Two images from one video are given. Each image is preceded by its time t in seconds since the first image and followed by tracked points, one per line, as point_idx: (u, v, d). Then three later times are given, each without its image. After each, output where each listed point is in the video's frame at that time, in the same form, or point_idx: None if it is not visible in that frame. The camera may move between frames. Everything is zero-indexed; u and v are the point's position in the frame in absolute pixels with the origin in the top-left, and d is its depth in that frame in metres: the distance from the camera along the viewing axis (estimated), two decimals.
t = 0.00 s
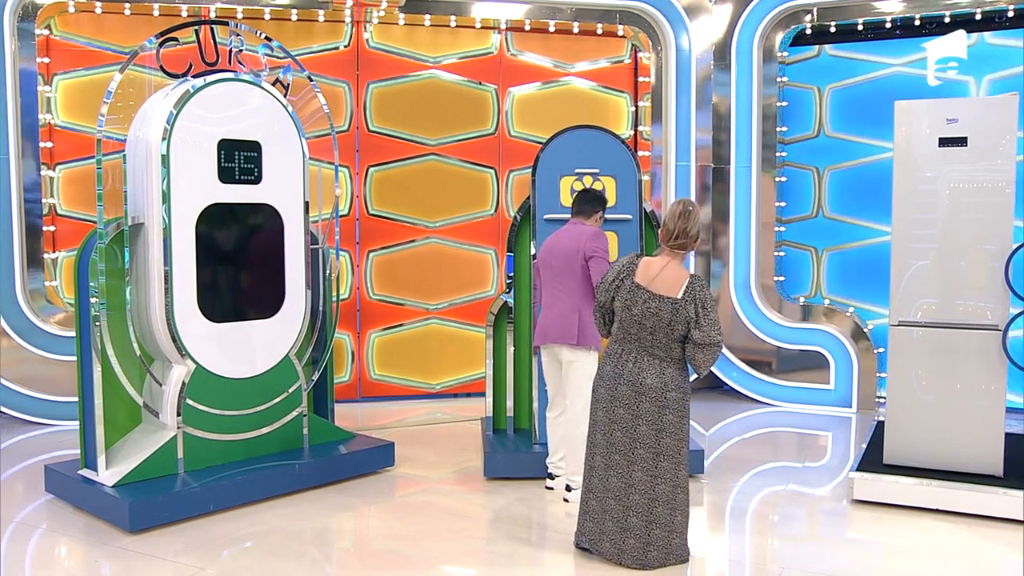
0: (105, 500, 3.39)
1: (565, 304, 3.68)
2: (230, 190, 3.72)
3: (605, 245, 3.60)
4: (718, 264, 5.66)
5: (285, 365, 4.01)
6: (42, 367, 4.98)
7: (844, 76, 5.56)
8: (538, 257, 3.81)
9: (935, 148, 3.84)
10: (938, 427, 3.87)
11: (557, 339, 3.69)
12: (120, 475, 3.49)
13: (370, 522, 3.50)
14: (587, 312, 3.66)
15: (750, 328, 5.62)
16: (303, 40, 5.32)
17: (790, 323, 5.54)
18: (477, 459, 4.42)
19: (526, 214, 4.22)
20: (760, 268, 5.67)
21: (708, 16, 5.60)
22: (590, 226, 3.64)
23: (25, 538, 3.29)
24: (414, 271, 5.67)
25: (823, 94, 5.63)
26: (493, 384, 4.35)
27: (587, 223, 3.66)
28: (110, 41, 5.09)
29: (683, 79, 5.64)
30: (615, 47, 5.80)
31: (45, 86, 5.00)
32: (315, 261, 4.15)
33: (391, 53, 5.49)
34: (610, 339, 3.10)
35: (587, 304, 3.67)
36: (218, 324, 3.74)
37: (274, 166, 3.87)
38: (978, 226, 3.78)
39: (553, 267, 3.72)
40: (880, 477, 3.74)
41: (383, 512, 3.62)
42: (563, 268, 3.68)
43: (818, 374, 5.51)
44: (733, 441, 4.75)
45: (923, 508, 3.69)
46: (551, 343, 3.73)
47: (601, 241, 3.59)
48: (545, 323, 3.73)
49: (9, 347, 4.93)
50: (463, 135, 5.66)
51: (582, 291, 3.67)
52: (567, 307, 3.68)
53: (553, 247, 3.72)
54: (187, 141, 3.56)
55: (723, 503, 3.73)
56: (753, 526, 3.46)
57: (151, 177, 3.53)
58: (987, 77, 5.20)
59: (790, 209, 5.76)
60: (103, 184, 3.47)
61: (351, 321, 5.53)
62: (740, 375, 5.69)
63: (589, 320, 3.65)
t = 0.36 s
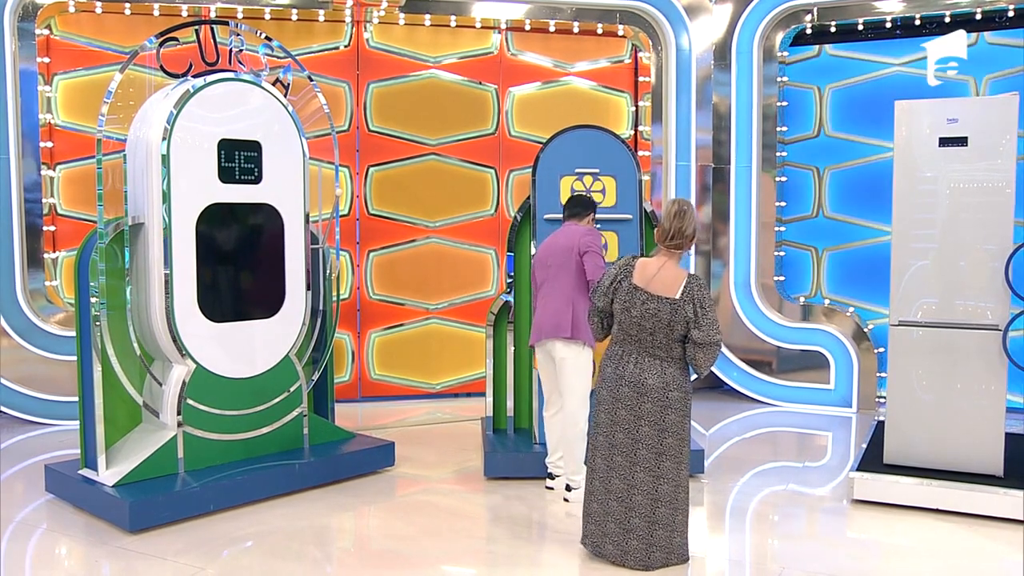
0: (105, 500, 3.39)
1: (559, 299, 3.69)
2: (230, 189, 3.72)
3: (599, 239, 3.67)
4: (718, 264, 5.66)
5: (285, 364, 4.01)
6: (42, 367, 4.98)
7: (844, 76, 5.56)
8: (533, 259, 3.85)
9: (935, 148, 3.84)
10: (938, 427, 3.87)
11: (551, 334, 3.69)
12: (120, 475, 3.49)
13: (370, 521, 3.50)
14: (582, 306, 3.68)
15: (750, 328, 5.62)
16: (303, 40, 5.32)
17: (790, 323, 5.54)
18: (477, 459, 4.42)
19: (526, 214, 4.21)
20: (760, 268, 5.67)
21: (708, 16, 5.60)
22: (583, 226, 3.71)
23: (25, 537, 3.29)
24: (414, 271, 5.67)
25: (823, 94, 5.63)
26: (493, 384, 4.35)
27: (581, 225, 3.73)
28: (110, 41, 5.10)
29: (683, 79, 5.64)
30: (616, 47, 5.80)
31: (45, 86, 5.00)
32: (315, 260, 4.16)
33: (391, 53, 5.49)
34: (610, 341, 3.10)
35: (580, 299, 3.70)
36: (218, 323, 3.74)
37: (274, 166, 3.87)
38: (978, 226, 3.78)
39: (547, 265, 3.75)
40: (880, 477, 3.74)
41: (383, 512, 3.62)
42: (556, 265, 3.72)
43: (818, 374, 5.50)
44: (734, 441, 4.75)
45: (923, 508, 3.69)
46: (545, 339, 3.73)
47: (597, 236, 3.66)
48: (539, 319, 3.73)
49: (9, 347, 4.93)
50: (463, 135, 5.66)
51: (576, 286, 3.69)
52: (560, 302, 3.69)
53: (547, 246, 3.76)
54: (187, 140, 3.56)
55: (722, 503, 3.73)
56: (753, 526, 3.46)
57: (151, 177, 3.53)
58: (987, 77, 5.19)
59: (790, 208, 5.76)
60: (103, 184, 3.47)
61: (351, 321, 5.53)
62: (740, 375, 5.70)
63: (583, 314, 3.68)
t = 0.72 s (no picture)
0: (105, 499, 3.40)
1: (553, 297, 3.70)
2: (230, 189, 3.73)
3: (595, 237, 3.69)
4: (718, 264, 5.66)
5: (285, 364, 4.02)
6: (43, 367, 4.99)
7: (844, 76, 5.56)
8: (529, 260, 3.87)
9: (934, 148, 3.85)
10: (937, 427, 3.88)
11: (544, 331, 3.69)
12: (120, 475, 3.50)
13: (371, 521, 3.51)
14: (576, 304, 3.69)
15: (750, 328, 5.63)
16: (303, 40, 5.33)
17: (790, 323, 5.54)
18: (477, 458, 4.42)
19: (526, 214, 4.22)
20: (760, 268, 5.68)
21: (708, 16, 5.61)
22: (578, 226, 3.73)
23: (27, 537, 3.30)
24: (415, 270, 5.68)
25: (823, 93, 5.64)
26: (493, 383, 4.36)
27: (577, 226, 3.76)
28: (110, 41, 5.11)
29: (683, 79, 5.65)
30: (615, 47, 5.82)
31: (45, 86, 5.00)
32: (315, 260, 4.19)
33: (391, 53, 5.50)
34: (607, 343, 3.10)
35: (575, 296, 3.71)
36: (218, 323, 3.74)
37: (274, 166, 3.87)
38: (978, 226, 3.79)
39: (542, 264, 3.77)
40: (879, 476, 3.74)
41: (384, 511, 3.62)
42: (551, 264, 3.73)
43: (818, 373, 5.50)
44: (733, 440, 4.75)
45: (923, 508, 3.70)
46: (540, 336, 3.73)
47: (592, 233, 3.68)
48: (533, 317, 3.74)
49: (10, 346, 4.93)
50: (463, 135, 5.67)
51: (570, 284, 3.70)
52: (554, 299, 3.69)
53: (542, 245, 3.78)
54: (187, 140, 3.56)
55: (722, 502, 3.74)
56: (752, 526, 3.46)
57: (151, 176, 3.53)
58: (987, 76, 5.20)
59: (790, 208, 5.77)
60: (104, 184, 3.48)
61: (351, 321, 5.54)
62: (739, 375, 5.70)
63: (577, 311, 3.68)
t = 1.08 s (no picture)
0: (106, 498, 3.42)
1: (545, 298, 3.72)
2: (230, 190, 3.74)
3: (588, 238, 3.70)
4: (718, 265, 5.70)
5: (285, 364, 4.03)
6: (44, 367, 5.00)
7: (843, 77, 5.57)
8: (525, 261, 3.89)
9: (933, 149, 3.86)
10: (936, 427, 3.89)
11: (536, 332, 3.72)
12: (120, 474, 3.51)
13: (371, 520, 3.52)
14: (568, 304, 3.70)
15: (750, 328, 5.66)
16: (303, 41, 5.34)
17: (789, 323, 5.55)
18: (477, 458, 4.43)
19: (526, 214, 4.21)
20: (760, 268, 5.69)
21: (708, 17, 5.64)
22: (573, 225, 3.72)
23: (28, 536, 3.32)
24: (415, 270, 5.69)
25: (822, 94, 5.65)
26: (493, 383, 4.37)
27: (573, 223, 3.74)
28: (112, 42, 5.13)
29: (683, 80, 5.66)
30: (616, 48, 5.84)
31: (46, 87, 5.01)
32: (315, 260, 4.20)
33: (391, 54, 5.52)
34: (600, 344, 3.13)
35: (567, 298, 3.72)
36: (218, 323, 3.75)
37: (274, 166, 3.89)
38: (976, 226, 3.80)
39: (535, 265, 3.78)
40: (878, 475, 3.75)
41: (384, 511, 3.63)
42: (543, 265, 3.74)
43: (818, 373, 5.50)
44: (733, 440, 4.76)
45: (922, 507, 3.71)
46: (532, 337, 3.76)
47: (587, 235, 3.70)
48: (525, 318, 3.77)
49: (10, 346, 4.95)
50: (463, 136, 5.68)
51: (563, 285, 3.71)
52: (546, 300, 3.72)
53: (536, 247, 3.79)
54: (188, 141, 3.58)
55: (721, 502, 3.75)
56: (751, 525, 3.47)
57: (151, 177, 3.54)
58: (986, 77, 5.20)
59: (790, 209, 5.78)
60: (105, 184, 3.49)
61: (351, 321, 5.55)
62: (739, 375, 5.74)
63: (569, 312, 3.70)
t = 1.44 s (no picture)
0: (106, 499, 3.42)
1: (533, 300, 3.72)
2: (230, 190, 3.74)
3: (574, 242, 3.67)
4: (718, 265, 5.71)
5: (285, 364, 4.03)
6: (44, 367, 5.00)
7: (843, 77, 5.57)
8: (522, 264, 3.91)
9: (933, 149, 3.86)
10: (936, 427, 3.89)
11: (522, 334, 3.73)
12: (120, 475, 3.51)
13: (371, 521, 3.52)
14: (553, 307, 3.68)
15: (750, 328, 5.66)
16: (304, 41, 5.34)
17: (789, 323, 5.54)
18: (477, 459, 4.43)
19: (527, 214, 4.18)
20: (760, 268, 5.69)
21: (708, 17, 5.64)
22: (559, 223, 3.70)
23: (28, 537, 3.31)
24: (415, 271, 5.69)
25: (822, 94, 5.65)
26: (493, 383, 4.35)
27: (561, 220, 3.73)
28: (112, 42, 5.13)
29: (683, 80, 5.66)
30: (616, 48, 5.83)
31: (46, 87, 5.01)
32: (315, 260, 4.21)
33: (391, 54, 5.52)
34: (588, 342, 3.24)
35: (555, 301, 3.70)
36: (218, 323, 3.75)
37: (274, 166, 3.89)
38: (976, 226, 3.80)
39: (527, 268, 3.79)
40: (878, 475, 3.75)
41: (384, 511, 3.63)
42: (533, 268, 3.74)
43: (818, 374, 5.50)
44: (733, 440, 4.77)
45: (922, 508, 3.71)
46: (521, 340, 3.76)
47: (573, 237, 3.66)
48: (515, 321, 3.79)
49: (11, 346, 4.95)
50: (464, 136, 5.68)
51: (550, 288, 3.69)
52: (535, 302, 3.72)
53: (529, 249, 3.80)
54: (188, 141, 3.58)
55: (721, 502, 3.75)
56: (752, 526, 3.47)
57: (151, 177, 3.54)
58: (985, 77, 5.20)
59: (790, 209, 5.78)
60: (105, 185, 3.49)
61: (351, 322, 5.55)
62: (739, 375, 5.75)
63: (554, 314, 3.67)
